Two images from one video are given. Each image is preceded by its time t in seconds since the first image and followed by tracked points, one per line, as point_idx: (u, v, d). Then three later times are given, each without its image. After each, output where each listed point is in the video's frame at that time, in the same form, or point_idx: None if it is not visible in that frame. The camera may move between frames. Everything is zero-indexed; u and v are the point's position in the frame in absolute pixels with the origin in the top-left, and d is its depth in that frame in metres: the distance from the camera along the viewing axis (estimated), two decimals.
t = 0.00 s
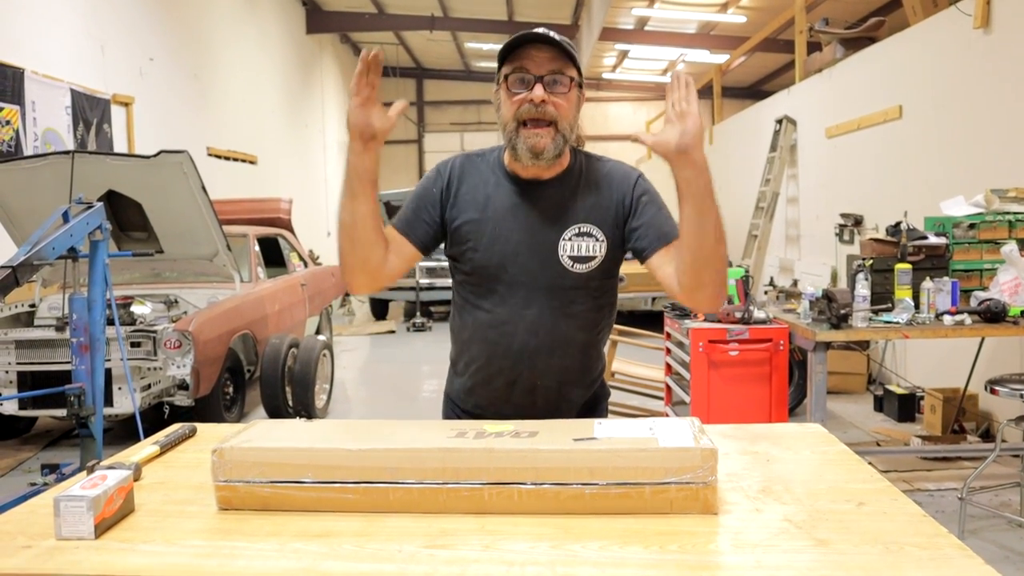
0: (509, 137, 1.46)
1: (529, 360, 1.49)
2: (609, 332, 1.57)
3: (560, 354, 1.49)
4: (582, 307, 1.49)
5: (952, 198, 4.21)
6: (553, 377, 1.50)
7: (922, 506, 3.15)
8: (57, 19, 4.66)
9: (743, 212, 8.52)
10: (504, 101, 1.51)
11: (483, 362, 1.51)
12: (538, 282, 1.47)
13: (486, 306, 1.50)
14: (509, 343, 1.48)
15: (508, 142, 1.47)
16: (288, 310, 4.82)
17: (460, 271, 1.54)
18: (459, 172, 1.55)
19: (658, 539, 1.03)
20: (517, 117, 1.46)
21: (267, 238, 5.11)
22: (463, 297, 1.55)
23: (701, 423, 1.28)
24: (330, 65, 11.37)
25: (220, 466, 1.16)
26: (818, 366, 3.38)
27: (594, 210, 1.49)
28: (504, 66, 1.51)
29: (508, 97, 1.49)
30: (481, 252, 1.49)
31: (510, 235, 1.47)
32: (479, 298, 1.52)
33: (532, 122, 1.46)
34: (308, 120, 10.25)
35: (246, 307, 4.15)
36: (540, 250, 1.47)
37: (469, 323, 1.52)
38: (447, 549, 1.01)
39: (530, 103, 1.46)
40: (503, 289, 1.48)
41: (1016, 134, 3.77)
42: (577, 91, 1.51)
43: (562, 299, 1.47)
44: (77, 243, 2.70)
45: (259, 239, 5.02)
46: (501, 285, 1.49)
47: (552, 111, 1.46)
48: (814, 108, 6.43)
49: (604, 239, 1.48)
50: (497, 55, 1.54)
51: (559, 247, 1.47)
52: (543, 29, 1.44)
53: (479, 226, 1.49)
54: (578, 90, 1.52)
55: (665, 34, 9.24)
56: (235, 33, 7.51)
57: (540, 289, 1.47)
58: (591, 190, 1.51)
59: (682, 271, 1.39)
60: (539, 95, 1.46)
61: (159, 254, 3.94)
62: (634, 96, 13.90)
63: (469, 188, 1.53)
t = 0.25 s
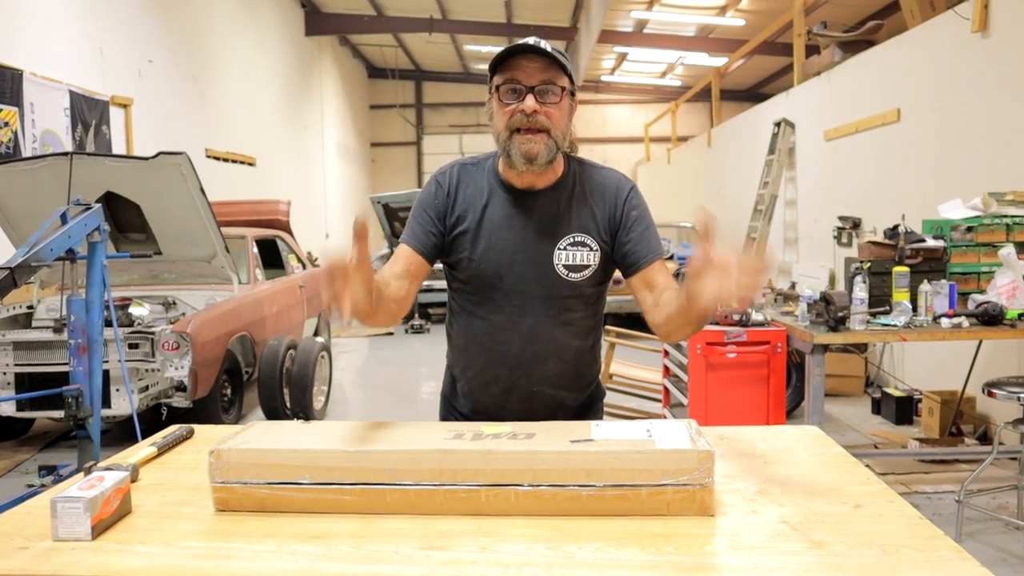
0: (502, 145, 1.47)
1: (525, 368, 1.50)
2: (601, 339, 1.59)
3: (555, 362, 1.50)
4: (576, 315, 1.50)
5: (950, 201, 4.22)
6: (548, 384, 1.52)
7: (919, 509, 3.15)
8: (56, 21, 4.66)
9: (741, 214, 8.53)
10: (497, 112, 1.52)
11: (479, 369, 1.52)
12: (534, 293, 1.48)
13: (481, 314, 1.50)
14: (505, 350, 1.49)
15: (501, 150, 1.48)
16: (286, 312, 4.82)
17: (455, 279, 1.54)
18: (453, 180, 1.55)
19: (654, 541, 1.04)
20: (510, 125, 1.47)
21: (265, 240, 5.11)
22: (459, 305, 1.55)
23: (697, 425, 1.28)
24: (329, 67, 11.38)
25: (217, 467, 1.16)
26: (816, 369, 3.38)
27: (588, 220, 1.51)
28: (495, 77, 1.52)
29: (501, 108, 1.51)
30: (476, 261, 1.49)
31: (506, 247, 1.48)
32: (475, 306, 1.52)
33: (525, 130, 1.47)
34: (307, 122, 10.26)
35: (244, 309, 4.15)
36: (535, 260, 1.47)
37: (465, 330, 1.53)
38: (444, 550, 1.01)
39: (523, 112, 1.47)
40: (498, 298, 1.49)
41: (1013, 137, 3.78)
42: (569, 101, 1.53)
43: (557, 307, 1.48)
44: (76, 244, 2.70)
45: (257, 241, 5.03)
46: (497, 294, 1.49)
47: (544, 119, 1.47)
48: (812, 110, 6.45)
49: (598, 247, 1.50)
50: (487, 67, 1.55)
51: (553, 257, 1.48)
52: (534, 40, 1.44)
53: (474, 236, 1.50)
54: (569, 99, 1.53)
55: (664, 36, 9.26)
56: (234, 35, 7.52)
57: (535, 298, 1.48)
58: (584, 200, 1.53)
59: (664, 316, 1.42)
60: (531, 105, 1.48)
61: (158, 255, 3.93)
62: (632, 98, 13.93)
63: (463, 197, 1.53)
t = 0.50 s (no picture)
0: (500, 138, 1.47)
1: (522, 360, 1.49)
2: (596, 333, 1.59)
3: (552, 354, 1.50)
4: (573, 307, 1.51)
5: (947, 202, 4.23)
6: (544, 377, 1.51)
7: (916, 509, 3.15)
8: (54, 20, 4.65)
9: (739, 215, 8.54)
10: (494, 106, 1.52)
11: (475, 362, 1.51)
12: (532, 283, 1.48)
13: (478, 306, 1.50)
14: (502, 342, 1.49)
15: (500, 143, 1.48)
16: (284, 312, 4.81)
17: (452, 271, 1.54)
18: (450, 173, 1.55)
19: (651, 541, 1.04)
20: (508, 118, 1.47)
21: (263, 240, 5.11)
22: (455, 297, 1.55)
23: (694, 425, 1.28)
24: (327, 67, 11.37)
25: (214, 467, 1.16)
26: (813, 369, 3.39)
27: (586, 211, 1.51)
28: (494, 71, 1.52)
29: (499, 103, 1.51)
30: (474, 252, 1.49)
31: (505, 237, 1.48)
32: (471, 299, 1.52)
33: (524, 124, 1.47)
34: (305, 122, 10.25)
35: (242, 308, 4.14)
36: (533, 251, 1.48)
37: (461, 323, 1.53)
38: (441, 550, 1.01)
39: (521, 106, 1.47)
40: (496, 289, 1.49)
41: (1011, 138, 3.79)
42: (567, 94, 1.53)
43: (555, 299, 1.49)
44: (72, 244, 2.70)
45: (255, 241, 5.02)
46: (494, 286, 1.49)
47: (543, 113, 1.47)
48: (810, 111, 6.46)
49: (596, 239, 1.50)
50: (487, 60, 1.54)
51: (551, 248, 1.48)
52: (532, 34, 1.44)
53: (472, 227, 1.49)
54: (567, 93, 1.53)
55: (662, 37, 9.27)
56: (232, 34, 7.51)
57: (533, 289, 1.48)
58: (582, 192, 1.53)
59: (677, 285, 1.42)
60: (530, 98, 1.47)
61: (155, 255, 3.93)
62: (630, 99, 13.94)
63: (461, 189, 1.53)
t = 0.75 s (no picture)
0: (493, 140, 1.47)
1: (520, 357, 1.49)
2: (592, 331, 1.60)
3: (550, 350, 1.50)
4: (570, 303, 1.51)
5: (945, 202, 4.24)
6: (542, 374, 1.51)
7: (915, 509, 3.16)
8: (51, 22, 4.65)
9: (737, 216, 8.55)
10: (487, 109, 1.52)
11: (473, 360, 1.51)
12: (529, 278, 1.48)
13: (476, 303, 1.50)
14: (500, 338, 1.48)
15: (493, 146, 1.48)
16: (282, 314, 4.81)
17: (449, 270, 1.54)
18: (445, 172, 1.56)
19: (648, 542, 1.04)
20: (500, 122, 1.47)
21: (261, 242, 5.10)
22: (452, 296, 1.55)
23: (692, 426, 1.28)
24: (325, 69, 11.38)
25: (212, 470, 1.16)
26: (811, 370, 3.39)
27: (582, 207, 1.52)
28: (484, 75, 1.51)
29: (491, 106, 1.51)
30: (471, 249, 1.49)
31: (502, 232, 1.48)
32: (469, 296, 1.52)
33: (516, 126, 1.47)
34: (304, 124, 10.25)
35: (241, 310, 4.14)
36: (531, 246, 1.48)
37: (458, 321, 1.52)
38: (439, 552, 1.01)
39: (513, 109, 1.47)
40: (494, 286, 1.49)
41: (1008, 139, 3.80)
42: (559, 94, 1.53)
43: (552, 294, 1.49)
44: (70, 247, 2.69)
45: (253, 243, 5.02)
46: (492, 282, 1.49)
47: (535, 115, 1.47)
48: (807, 112, 6.47)
49: (593, 235, 1.51)
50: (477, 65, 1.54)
51: (549, 243, 1.49)
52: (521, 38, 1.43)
53: (469, 224, 1.50)
54: (559, 93, 1.53)
55: (660, 38, 9.29)
56: (230, 37, 7.51)
57: (530, 285, 1.48)
58: (578, 188, 1.54)
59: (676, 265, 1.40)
60: (521, 101, 1.47)
61: (153, 258, 3.93)
62: (628, 100, 13.95)
63: (457, 186, 1.53)
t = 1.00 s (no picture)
0: (489, 156, 1.48)
1: (516, 370, 1.50)
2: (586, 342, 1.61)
3: (546, 363, 1.51)
4: (566, 316, 1.52)
5: (944, 207, 4.25)
6: (539, 385, 1.52)
7: (912, 514, 3.16)
8: (51, 23, 4.66)
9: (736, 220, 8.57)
10: (483, 123, 1.52)
11: (470, 372, 1.51)
12: (525, 293, 1.49)
13: (473, 317, 1.50)
14: (497, 352, 1.49)
15: (489, 160, 1.49)
16: (281, 316, 4.81)
17: (445, 283, 1.54)
18: (441, 186, 1.55)
19: (646, 546, 1.04)
20: (496, 138, 1.48)
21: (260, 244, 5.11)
22: (448, 309, 1.55)
23: (690, 430, 1.28)
24: (325, 72, 11.39)
25: (209, 472, 1.16)
26: (809, 374, 3.39)
27: (575, 222, 1.53)
28: (480, 89, 1.50)
29: (487, 121, 1.51)
30: (467, 266, 1.49)
31: (498, 249, 1.49)
32: (465, 310, 1.52)
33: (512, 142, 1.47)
34: (303, 126, 10.27)
35: (239, 313, 4.14)
36: (525, 262, 1.48)
37: (455, 334, 1.53)
38: (437, 556, 1.01)
39: (508, 126, 1.48)
40: (490, 301, 1.49)
41: (1006, 144, 3.81)
42: (554, 109, 1.53)
43: (547, 309, 1.50)
44: (69, 248, 2.69)
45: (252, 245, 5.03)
46: (488, 297, 1.49)
47: (530, 131, 1.48)
48: (806, 117, 6.49)
49: (586, 249, 1.52)
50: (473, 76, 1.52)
51: (544, 259, 1.49)
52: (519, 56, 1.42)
53: (465, 240, 1.50)
54: (555, 106, 1.53)
55: (660, 43, 9.31)
56: (230, 38, 7.53)
57: (526, 300, 1.49)
58: (571, 203, 1.54)
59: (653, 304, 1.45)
60: (517, 118, 1.48)
61: (152, 259, 3.93)
62: (628, 104, 13.98)
63: (452, 202, 1.53)
